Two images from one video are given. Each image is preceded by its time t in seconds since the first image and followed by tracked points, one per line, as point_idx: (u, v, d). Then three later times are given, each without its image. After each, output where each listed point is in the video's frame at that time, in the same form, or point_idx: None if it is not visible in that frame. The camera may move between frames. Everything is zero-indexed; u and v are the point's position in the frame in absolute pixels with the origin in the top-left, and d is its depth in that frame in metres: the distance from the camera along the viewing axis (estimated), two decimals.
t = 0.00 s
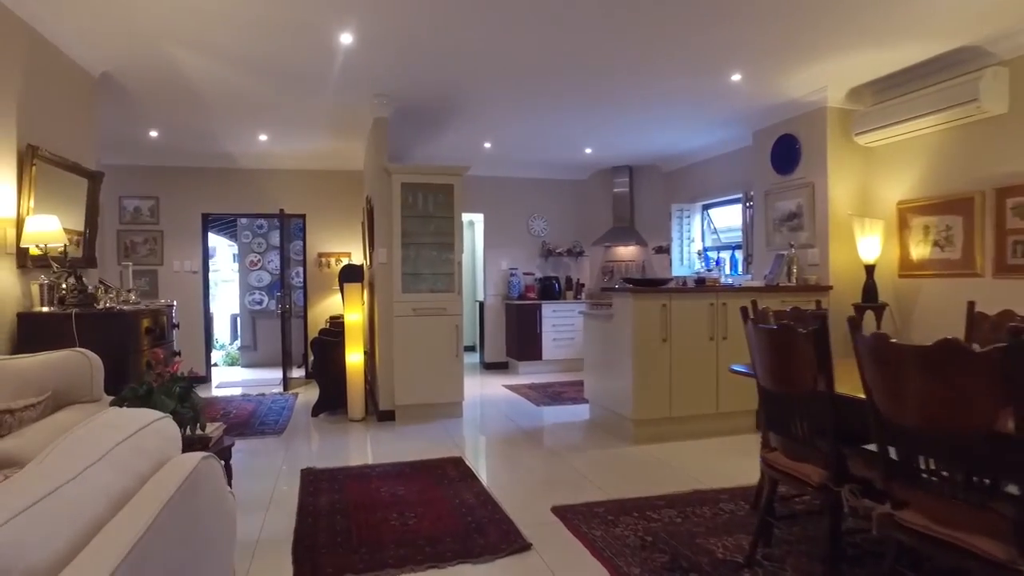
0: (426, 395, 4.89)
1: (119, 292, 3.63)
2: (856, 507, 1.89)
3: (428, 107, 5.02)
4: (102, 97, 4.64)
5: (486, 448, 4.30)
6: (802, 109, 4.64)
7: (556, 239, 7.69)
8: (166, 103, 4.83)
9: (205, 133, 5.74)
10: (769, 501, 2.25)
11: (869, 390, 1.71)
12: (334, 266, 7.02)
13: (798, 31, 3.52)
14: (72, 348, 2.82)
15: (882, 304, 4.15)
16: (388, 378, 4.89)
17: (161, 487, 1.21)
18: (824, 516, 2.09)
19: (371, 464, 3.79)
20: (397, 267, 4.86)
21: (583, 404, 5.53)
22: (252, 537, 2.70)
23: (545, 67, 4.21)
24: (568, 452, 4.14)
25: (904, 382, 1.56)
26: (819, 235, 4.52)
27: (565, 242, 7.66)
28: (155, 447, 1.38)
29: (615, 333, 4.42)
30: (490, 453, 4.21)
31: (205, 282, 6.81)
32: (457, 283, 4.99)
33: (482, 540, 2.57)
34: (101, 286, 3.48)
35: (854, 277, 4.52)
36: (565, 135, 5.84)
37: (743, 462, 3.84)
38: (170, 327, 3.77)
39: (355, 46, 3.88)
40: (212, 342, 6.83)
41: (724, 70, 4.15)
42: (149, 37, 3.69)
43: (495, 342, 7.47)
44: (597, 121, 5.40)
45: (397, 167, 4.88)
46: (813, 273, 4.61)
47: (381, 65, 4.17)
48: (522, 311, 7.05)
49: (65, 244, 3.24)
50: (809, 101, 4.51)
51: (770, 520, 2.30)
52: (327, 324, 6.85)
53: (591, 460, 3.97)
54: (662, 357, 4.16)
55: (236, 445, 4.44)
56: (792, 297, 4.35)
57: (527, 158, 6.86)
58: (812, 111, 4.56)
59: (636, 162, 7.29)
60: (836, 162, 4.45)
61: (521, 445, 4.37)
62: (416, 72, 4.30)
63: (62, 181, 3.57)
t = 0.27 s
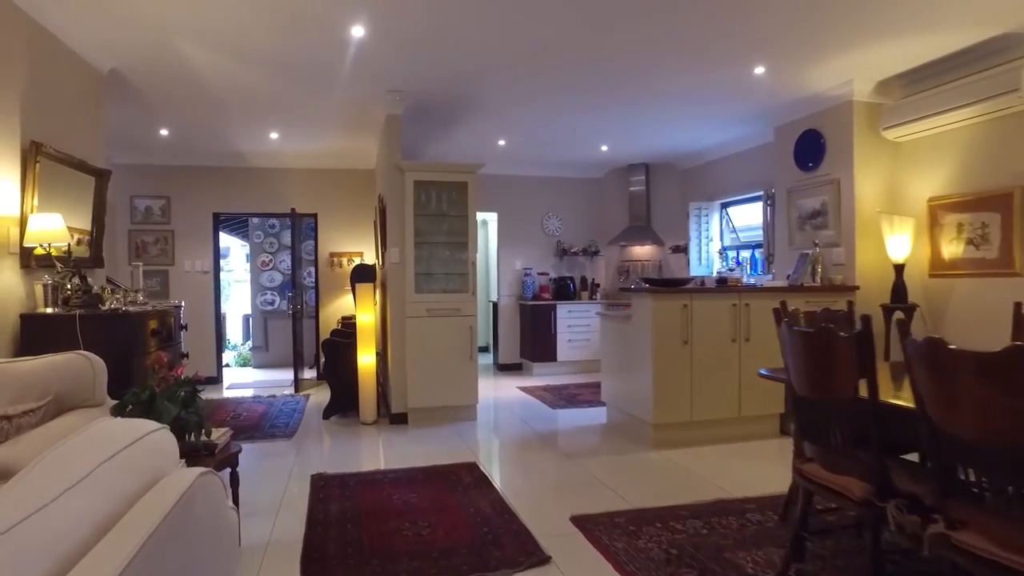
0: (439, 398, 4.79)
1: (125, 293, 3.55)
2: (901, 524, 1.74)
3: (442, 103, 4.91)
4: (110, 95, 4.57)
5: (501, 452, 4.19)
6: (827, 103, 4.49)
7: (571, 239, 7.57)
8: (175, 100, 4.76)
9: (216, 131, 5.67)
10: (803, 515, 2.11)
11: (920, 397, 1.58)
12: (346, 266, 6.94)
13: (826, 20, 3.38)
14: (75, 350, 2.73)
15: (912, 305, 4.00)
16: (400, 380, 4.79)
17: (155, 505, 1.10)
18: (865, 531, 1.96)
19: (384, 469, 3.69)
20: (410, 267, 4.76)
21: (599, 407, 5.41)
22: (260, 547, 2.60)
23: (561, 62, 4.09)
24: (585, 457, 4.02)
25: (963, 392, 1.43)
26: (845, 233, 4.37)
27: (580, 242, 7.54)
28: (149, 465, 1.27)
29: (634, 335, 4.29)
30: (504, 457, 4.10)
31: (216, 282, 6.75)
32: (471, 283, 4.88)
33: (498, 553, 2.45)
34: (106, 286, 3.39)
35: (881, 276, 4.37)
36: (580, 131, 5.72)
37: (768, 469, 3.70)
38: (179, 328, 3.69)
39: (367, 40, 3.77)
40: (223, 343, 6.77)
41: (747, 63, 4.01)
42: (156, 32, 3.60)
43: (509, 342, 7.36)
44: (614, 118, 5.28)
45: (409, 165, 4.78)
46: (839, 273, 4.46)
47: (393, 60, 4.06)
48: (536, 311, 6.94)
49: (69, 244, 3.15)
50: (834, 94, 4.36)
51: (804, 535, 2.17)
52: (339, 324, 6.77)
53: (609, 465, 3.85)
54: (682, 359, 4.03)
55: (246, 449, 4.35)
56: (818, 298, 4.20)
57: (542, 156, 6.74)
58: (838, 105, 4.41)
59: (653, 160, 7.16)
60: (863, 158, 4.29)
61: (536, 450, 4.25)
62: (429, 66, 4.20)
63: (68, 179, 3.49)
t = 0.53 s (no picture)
0: (447, 403, 4.67)
1: (125, 297, 3.44)
2: (949, 550, 1.58)
3: (450, 101, 4.80)
4: (113, 92, 4.48)
5: (512, 460, 4.07)
6: (848, 100, 4.35)
7: (581, 239, 7.44)
8: (179, 98, 4.67)
9: (221, 130, 5.58)
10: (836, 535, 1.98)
11: (974, 412, 1.44)
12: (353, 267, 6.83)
13: (850, 12, 3.25)
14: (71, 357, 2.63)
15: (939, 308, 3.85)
16: (408, 385, 4.68)
17: (136, 542, 0.98)
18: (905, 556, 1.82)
19: (391, 477, 3.58)
20: (418, 268, 4.65)
21: (612, 412, 5.29)
22: (262, 563, 2.50)
23: (574, 57, 3.96)
24: (599, 464, 3.90)
25: None
26: (867, 234, 4.23)
27: (591, 242, 7.42)
28: (128, 498, 1.12)
29: (649, 339, 4.17)
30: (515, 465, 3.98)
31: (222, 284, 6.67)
32: (481, 286, 4.77)
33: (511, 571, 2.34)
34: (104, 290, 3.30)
35: (905, 278, 4.23)
36: (592, 129, 5.60)
37: (789, 479, 3.57)
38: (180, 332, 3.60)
39: (374, 34, 3.66)
40: (229, 346, 6.68)
41: (766, 58, 3.88)
42: (157, 27, 3.50)
43: (518, 345, 7.24)
44: (627, 116, 5.16)
45: (417, 164, 4.67)
46: (860, 275, 4.32)
47: (401, 55, 3.95)
48: (546, 313, 6.82)
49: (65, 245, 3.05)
50: (856, 91, 4.22)
51: (836, 558, 2.03)
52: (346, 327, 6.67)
53: (624, 474, 3.72)
54: (699, 364, 3.90)
55: (250, 455, 4.25)
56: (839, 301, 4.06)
57: (552, 155, 6.62)
58: (859, 102, 4.27)
59: (665, 159, 7.03)
60: (886, 156, 4.15)
61: (548, 456, 4.12)
62: (437, 62, 4.08)
63: (67, 179, 3.40)
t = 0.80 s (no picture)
0: (453, 406, 4.55)
1: (119, 296, 3.34)
2: (1001, 570, 1.45)
3: (456, 96, 4.68)
4: (110, 87, 4.38)
5: (519, 464, 3.96)
6: (866, 93, 4.21)
7: (589, 238, 7.32)
8: (178, 93, 4.56)
9: (222, 127, 5.47)
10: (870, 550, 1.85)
11: None
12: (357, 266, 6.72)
13: None
14: (59, 359, 2.52)
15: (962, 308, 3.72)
16: (413, 386, 4.56)
17: (102, 565, 0.86)
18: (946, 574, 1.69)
19: (396, 483, 3.46)
20: (423, 267, 4.53)
21: (621, 415, 5.16)
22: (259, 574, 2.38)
23: (585, 49, 3.84)
24: (609, 469, 3.77)
25: None
26: (886, 231, 4.09)
27: (599, 241, 7.29)
28: (97, 519, 0.99)
29: (661, 339, 4.04)
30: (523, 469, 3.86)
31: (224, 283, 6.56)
32: (487, 285, 4.65)
33: None
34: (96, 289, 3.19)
35: (925, 276, 4.09)
36: (600, 125, 5.48)
37: (808, 486, 3.43)
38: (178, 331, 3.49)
39: (378, 25, 3.53)
40: (231, 346, 6.57)
41: (782, 49, 3.75)
42: (152, 18, 3.39)
43: (525, 346, 7.12)
44: (637, 110, 5.03)
45: (422, 160, 4.56)
46: (878, 274, 4.18)
47: (405, 47, 3.83)
48: (553, 313, 6.69)
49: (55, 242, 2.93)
50: (875, 83, 4.08)
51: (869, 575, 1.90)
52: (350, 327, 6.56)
53: (635, 479, 3.59)
54: (713, 366, 3.77)
55: (249, 459, 4.13)
56: (857, 301, 3.93)
57: (559, 152, 6.50)
58: (878, 95, 4.13)
59: (674, 156, 6.91)
60: (906, 150, 4.01)
61: (557, 460, 4.00)
62: (442, 55, 3.96)
63: (59, 175, 3.29)
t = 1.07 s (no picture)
0: (460, 409, 4.42)
1: (115, 296, 3.23)
2: None
3: (464, 90, 4.55)
4: (110, 82, 4.27)
5: (530, 470, 3.82)
6: (890, 85, 4.05)
7: (600, 237, 7.17)
8: (179, 87, 4.45)
9: (226, 123, 5.36)
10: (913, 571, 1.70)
11: None
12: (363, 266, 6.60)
13: None
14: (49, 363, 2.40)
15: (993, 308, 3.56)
16: (420, 389, 4.43)
17: None
18: None
19: (401, 491, 3.33)
20: (430, 266, 4.40)
21: (633, 418, 5.02)
22: None
23: (598, 40, 3.69)
24: (623, 476, 3.62)
25: None
26: (912, 229, 3.93)
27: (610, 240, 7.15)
28: (51, 555, 0.84)
29: (676, 341, 3.89)
30: (534, 475, 3.72)
31: (228, 283, 6.46)
32: (496, 285, 4.51)
33: None
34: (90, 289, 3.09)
35: (953, 275, 3.93)
36: (612, 120, 5.34)
37: (833, 495, 3.27)
38: (176, 332, 3.35)
39: (383, 15, 3.39)
40: (235, 347, 6.46)
41: (804, 40, 3.60)
42: (151, 8, 3.27)
43: (534, 347, 6.98)
44: (651, 105, 4.89)
45: (429, 156, 4.43)
46: (903, 273, 4.02)
47: (412, 39, 3.70)
48: (563, 314, 6.55)
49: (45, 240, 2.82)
50: (900, 75, 3.92)
51: None
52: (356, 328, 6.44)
53: (651, 486, 3.44)
54: (731, 369, 3.62)
55: (252, 464, 4.01)
56: (881, 301, 3.78)
57: (570, 148, 6.36)
58: (903, 87, 3.97)
59: (687, 153, 6.76)
60: (933, 145, 3.85)
61: (569, 467, 3.85)
62: (451, 47, 3.83)
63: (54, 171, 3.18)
